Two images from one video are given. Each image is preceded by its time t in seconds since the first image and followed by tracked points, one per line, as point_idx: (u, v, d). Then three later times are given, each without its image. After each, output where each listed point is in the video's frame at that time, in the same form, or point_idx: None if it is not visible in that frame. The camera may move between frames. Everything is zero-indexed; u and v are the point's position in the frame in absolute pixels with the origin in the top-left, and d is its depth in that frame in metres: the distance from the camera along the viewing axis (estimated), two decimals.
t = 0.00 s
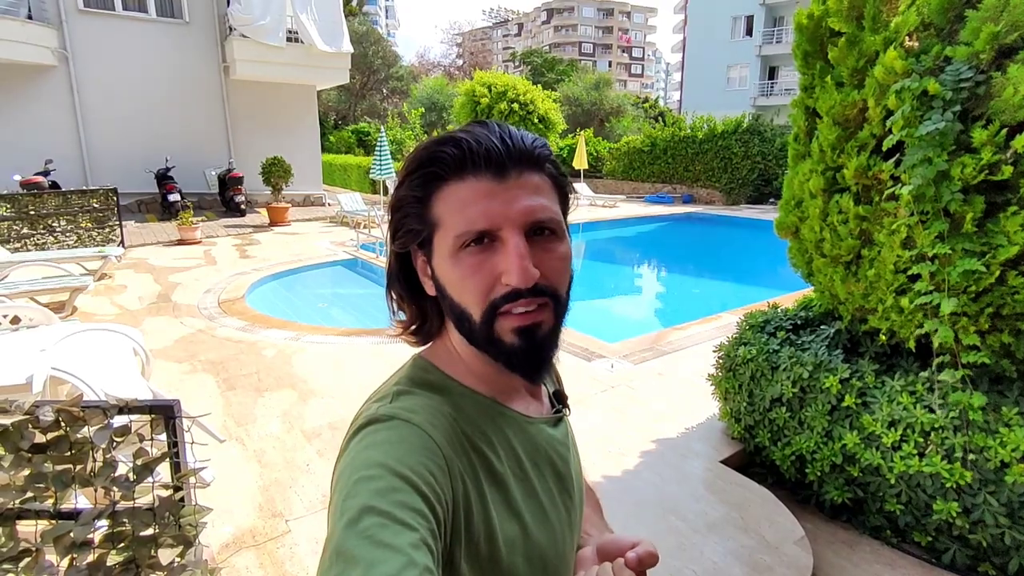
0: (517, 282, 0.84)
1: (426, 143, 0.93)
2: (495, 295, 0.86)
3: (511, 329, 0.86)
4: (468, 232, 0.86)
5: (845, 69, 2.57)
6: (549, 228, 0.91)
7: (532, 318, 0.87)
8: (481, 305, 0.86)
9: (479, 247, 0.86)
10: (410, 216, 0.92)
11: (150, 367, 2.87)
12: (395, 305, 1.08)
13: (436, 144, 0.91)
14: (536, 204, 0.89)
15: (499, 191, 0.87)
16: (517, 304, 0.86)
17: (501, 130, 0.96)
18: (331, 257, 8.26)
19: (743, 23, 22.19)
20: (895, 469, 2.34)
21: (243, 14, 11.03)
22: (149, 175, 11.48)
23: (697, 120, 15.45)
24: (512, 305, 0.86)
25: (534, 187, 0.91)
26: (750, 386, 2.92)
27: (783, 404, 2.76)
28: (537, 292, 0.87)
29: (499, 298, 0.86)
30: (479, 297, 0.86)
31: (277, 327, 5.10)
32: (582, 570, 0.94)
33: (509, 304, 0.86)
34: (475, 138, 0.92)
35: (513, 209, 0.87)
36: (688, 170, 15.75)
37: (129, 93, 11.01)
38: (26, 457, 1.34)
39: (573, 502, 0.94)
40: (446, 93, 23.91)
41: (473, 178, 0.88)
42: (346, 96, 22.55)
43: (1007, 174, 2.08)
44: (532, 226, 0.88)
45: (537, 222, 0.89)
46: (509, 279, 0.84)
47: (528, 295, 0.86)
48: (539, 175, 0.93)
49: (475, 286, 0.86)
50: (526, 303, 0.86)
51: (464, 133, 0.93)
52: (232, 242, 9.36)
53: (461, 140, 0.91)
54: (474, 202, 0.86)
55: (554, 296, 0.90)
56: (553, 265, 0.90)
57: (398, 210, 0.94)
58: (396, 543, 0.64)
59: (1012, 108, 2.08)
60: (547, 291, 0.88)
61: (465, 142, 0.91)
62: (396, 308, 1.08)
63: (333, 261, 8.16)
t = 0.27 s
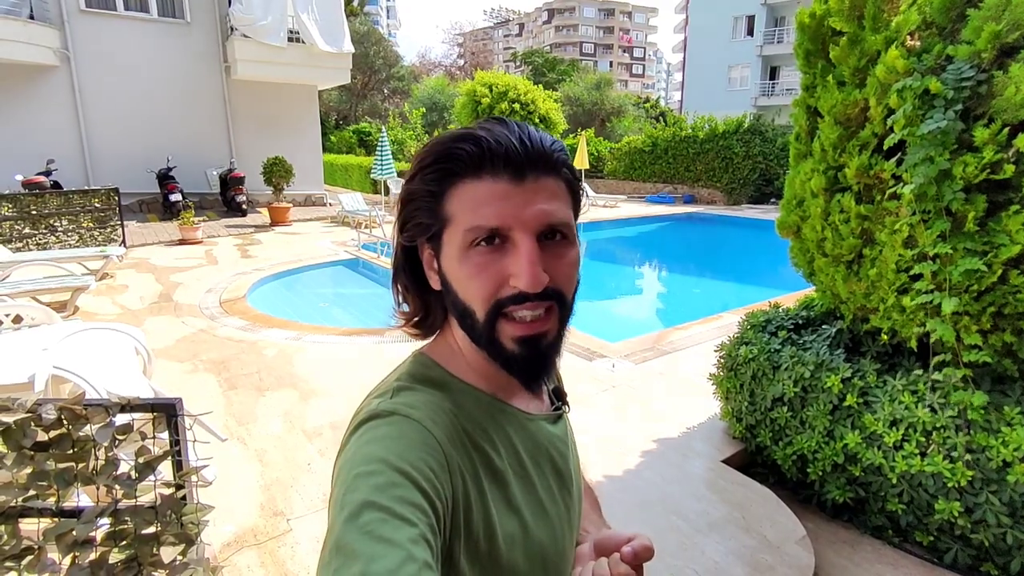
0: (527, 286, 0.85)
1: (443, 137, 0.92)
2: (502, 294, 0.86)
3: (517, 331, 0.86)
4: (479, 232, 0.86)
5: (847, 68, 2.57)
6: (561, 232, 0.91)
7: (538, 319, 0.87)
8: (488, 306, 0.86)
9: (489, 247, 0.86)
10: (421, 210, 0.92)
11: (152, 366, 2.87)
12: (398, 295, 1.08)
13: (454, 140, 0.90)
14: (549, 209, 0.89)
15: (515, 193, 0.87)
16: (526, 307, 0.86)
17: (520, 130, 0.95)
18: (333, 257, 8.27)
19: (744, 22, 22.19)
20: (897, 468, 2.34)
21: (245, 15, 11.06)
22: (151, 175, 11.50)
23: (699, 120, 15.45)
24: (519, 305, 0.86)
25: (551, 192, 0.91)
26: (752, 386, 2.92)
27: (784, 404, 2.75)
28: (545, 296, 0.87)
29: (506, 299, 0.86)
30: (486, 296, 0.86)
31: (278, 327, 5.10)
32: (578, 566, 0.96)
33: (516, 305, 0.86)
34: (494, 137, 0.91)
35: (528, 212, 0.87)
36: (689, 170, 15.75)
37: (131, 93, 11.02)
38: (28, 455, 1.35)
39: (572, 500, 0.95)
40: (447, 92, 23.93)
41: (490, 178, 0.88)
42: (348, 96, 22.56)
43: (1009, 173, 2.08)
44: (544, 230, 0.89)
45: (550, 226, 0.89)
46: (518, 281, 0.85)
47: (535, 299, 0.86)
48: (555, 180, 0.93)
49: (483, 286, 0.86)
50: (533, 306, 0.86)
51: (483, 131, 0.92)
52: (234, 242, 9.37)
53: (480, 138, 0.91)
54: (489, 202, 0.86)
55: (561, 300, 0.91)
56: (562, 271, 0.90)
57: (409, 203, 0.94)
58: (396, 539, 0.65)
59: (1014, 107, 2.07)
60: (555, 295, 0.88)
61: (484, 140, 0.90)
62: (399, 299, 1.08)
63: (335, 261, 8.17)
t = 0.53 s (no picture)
0: (529, 284, 0.84)
1: (441, 138, 0.92)
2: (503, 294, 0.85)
3: (520, 329, 0.86)
4: (479, 232, 0.86)
5: (848, 69, 2.56)
6: (559, 230, 0.91)
7: (541, 318, 0.87)
8: (490, 305, 0.86)
9: (489, 247, 0.86)
10: (420, 212, 0.92)
11: (153, 367, 2.87)
12: (398, 298, 1.08)
13: (452, 140, 0.90)
14: (548, 207, 0.89)
15: (513, 192, 0.87)
16: (529, 305, 0.86)
17: (516, 130, 0.95)
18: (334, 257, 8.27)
19: (746, 22, 22.16)
20: (897, 470, 2.34)
21: (246, 15, 11.12)
22: (152, 175, 11.51)
23: (700, 120, 15.43)
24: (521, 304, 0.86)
25: (548, 189, 0.91)
26: (752, 386, 2.92)
27: (785, 405, 2.75)
28: (547, 294, 0.87)
29: (509, 297, 0.85)
30: (487, 295, 0.86)
31: (279, 327, 5.11)
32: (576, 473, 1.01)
33: (518, 304, 0.86)
34: (492, 137, 0.91)
35: (526, 210, 0.86)
36: (690, 170, 15.74)
37: (132, 93, 11.04)
38: (29, 455, 1.35)
39: (570, 501, 0.95)
40: (448, 92, 23.92)
41: (488, 179, 0.88)
42: (349, 96, 22.57)
43: (1010, 173, 2.08)
44: (543, 229, 0.88)
45: (549, 225, 0.89)
46: (519, 280, 0.84)
47: (539, 297, 0.86)
48: (553, 179, 0.93)
49: (485, 285, 0.86)
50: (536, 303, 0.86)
51: (480, 131, 0.93)
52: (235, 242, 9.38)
53: (477, 138, 0.91)
54: (488, 201, 0.86)
55: (562, 297, 0.90)
56: (562, 268, 0.90)
57: (408, 205, 0.94)
58: (395, 540, 0.65)
59: (1014, 108, 2.07)
60: (556, 293, 0.88)
61: (480, 142, 0.90)
62: (399, 302, 1.08)
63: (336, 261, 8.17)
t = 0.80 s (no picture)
0: (520, 266, 0.85)
1: (421, 140, 0.94)
2: (496, 281, 0.86)
3: (515, 317, 0.86)
4: (467, 221, 0.87)
5: (848, 68, 2.56)
6: (543, 214, 0.93)
7: (535, 302, 0.88)
8: (484, 294, 0.86)
9: (478, 236, 0.87)
10: (407, 213, 0.93)
11: (153, 366, 2.88)
12: (394, 306, 1.08)
13: (430, 140, 0.91)
14: (531, 192, 0.90)
15: (494, 180, 0.88)
16: (521, 290, 0.86)
17: (491, 124, 0.97)
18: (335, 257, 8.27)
19: (747, 22, 22.16)
20: (898, 469, 2.33)
21: (248, 15, 11.13)
22: (154, 174, 11.52)
23: (701, 120, 15.43)
24: (515, 290, 0.86)
25: (528, 175, 0.92)
26: (753, 386, 2.91)
27: (785, 404, 2.75)
28: (538, 276, 0.87)
29: (502, 284, 0.86)
30: (480, 284, 0.86)
31: (280, 327, 5.11)
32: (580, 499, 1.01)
33: (510, 289, 0.86)
34: (467, 132, 0.92)
35: (510, 196, 0.87)
36: (691, 170, 15.74)
37: (133, 93, 11.05)
38: (30, 453, 1.36)
39: (572, 496, 0.94)
40: (449, 92, 23.93)
41: (469, 170, 0.89)
42: (350, 95, 22.57)
43: (1011, 172, 2.07)
44: (528, 214, 0.90)
45: (533, 209, 0.90)
46: (511, 264, 0.85)
47: (530, 279, 0.86)
48: (530, 165, 0.94)
49: (477, 275, 0.86)
50: (529, 287, 0.87)
51: (456, 128, 0.94)
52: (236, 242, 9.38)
53: (454, 136, 0.92)
54: (471, 193, 0.87)
55: (553, 282, 0.91)
56: (549, 249, 0.91)
57: (395, 208, 0.95)
58: (395, 534, 0.65)
59: (1015, 107, 2.07)
60: (547, 275, 0.89)
61: (458, 137, 0.91)
62: (394, 309, 1.08)
63: (337, 260, 8.17)
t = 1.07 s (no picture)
0: (516, 248, 0.85)
1: (418, 133, 0.95)
2: (493, 265, 0.85)
3: (513, 305, 0.86)
4: (463, 210, 0.87)
5: (848, 68, 2.56)
6: (539, 203, 0.93)
7: (532, 287, 0.87)
8: (481, 281, 0.86)
9: (475, 224, 0.87)
10: (405, 206, 0.93)
11: (153, 366, 2.88)
12: (394, 304, 1.09)
13: (427, 132, 0.93)
14: (525, 180, 0.90)
15: (490, 169, 0.89)
16: (518, 273, 0.86)
17: (487, 118, 0.98)
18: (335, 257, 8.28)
19: (748, 22, 22.16)
20: (897, 469, 2.33)
21: (248, 15, 11.14)
22: (155, 175, 11.54)
23: (702, 120, 15.43)
24: (513, 274, 0.86)
25: (523, 163, 0.93)
26: (752, 386, 2.91)
27: (785, 404, 2.74)
28: (536, 261, 0.87)
29: (499, 269, 0.85)
30: (477, 270, 0.86)
31: (280, 326, 5.11)
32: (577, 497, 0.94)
33: (507, 274, 0.86)
34: (463, 125, 0.94)
35: (506, 182, 0.88)
36: (692, 170, 15.73)
37: (134, 93, 11.07)
38: (28, 453, 1.36)
39: (571, 496, 0.94)
40: (450, 92, 23.96)
41: (465, 161, 0.90)
42: (351, 96, 22.58)
43: (1010, 172, 2.07)
44: (524, 202, 0.90)
45: (528, 198, 0.90)
46: (507, 247, 0.85)
47: (526, 261, 0.86)
48: (525, 156, 0.95)
49: (474, 262, 0.86)
50: (526, 273, 0.86)
51: (453, 121, 0.95)
52: (237, 242, 9.38)
53: (451, 128, 0.93)
54: (468, 180, 0.88)
55: (552, 271, 0.91)
56: (547, 236, 0.91)
57: (393, 202, 0.95)
58: (392, 533, 0.65)
59: (1014, 107, 2.06)
60: (545, 263, 0.89)
61: (455, 129, 0.92)
62: (394, 308, 1.08)
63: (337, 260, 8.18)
